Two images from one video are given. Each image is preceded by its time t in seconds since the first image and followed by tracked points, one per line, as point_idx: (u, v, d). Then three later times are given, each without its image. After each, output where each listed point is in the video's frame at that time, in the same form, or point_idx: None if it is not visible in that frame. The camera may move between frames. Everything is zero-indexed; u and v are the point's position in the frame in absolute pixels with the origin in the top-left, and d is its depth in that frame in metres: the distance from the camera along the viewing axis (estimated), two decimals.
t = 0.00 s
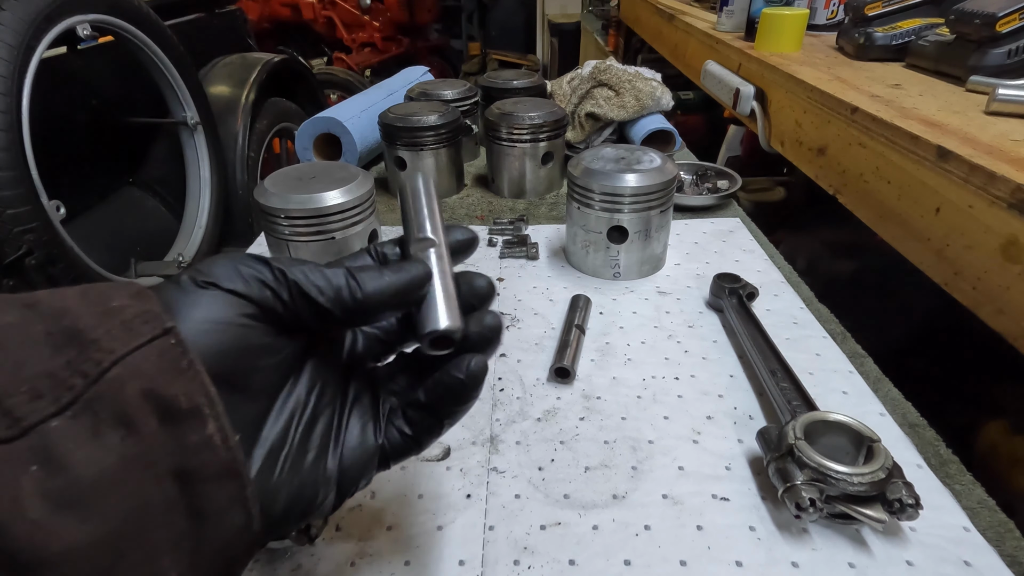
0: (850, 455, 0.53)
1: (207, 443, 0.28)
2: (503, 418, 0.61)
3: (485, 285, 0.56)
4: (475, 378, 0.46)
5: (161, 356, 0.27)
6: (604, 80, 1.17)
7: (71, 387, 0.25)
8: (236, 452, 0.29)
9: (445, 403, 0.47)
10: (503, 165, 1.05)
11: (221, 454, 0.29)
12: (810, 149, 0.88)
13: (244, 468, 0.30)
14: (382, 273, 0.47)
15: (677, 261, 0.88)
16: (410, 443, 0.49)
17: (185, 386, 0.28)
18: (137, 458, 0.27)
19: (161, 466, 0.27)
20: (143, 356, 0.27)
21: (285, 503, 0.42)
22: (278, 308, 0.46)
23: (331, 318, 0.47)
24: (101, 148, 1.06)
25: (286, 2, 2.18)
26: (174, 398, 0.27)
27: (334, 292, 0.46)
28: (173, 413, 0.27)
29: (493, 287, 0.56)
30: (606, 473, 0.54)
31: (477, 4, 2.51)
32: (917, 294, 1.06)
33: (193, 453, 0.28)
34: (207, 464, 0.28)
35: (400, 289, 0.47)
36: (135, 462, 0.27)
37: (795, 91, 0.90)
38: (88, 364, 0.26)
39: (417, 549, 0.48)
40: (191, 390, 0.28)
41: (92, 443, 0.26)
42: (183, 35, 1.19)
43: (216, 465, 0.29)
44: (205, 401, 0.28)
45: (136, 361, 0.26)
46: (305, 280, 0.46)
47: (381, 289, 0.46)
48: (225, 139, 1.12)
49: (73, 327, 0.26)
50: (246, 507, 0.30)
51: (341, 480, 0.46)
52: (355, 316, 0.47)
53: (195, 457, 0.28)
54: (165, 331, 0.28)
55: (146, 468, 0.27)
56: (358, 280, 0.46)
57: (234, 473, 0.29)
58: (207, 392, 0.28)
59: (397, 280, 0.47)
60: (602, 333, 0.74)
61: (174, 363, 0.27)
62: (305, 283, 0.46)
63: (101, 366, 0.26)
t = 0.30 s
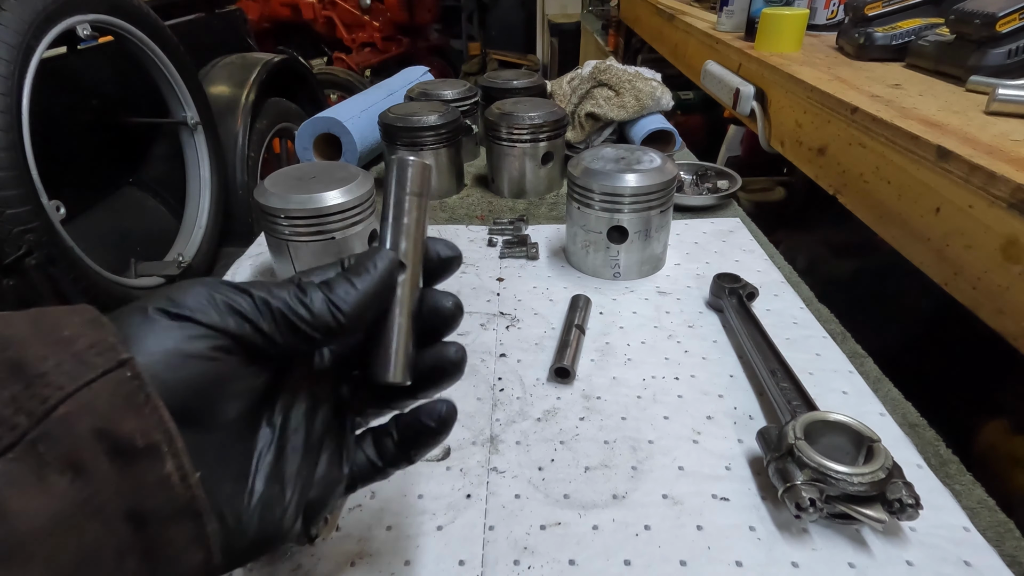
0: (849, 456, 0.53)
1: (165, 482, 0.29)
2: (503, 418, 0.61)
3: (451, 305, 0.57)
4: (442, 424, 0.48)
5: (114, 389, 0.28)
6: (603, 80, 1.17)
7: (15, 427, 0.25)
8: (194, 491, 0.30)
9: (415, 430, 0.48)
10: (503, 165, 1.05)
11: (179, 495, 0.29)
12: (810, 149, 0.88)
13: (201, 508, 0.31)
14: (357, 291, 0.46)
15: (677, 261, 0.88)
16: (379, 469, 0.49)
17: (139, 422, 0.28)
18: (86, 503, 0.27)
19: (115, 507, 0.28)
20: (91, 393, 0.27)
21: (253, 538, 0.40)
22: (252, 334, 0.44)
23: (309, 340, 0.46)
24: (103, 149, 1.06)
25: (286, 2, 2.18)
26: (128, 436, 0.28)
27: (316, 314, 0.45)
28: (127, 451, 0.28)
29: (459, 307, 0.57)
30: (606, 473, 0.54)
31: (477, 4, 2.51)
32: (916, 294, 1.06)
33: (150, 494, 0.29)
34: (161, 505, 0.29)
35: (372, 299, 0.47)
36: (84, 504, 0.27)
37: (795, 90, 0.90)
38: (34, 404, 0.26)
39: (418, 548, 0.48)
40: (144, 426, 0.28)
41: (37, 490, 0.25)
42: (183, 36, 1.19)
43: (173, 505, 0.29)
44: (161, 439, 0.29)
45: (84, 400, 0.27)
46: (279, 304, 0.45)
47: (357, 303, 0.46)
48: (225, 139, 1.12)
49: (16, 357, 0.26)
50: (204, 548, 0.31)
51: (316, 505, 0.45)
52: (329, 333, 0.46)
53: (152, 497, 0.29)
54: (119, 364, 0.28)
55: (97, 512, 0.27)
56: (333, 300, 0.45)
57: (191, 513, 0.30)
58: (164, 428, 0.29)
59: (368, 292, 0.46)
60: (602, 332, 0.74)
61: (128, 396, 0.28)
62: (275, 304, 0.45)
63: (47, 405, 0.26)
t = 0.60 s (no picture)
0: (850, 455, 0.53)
1: (179, 476, 0.27)
2: (503, 418, 0.61)
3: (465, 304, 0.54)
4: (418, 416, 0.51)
5: (130, 379, 0.25)
6: (604, 80, 1.17)
7: (25, 412, 0.24)
8: (211, 485, 0.28)
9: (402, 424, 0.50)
10: (503, 165, 1.05)
11: (194, 489, 0.27)
12: (810, 149, 0.88)
13: (217, 503, 0.28)
14: (409, 346, 0.40)
15: (677, 260, 0.88)
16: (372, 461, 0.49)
17: (156, 413, 0.26)
18: (99, 496, 0.26)
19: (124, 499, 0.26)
20: (107, 381, 0.25)
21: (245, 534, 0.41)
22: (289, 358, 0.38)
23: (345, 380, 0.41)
24: (103, 148, 1.06)
25: (286, 2, 2.18)
26: (142, 427, 0.26)
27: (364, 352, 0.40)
28: (140, 444, 0.26)
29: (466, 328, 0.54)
30: (606, 473, 0.54)
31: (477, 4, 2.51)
32: (917, 294, 1.06)
33: (165, 488, 0.27)
34: (178, 498, 0.27)
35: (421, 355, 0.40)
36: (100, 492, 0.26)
37: (795, 90, 0.90)
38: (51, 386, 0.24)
39: (417, 548, 0.48)
40: (158, 417, 0.26)
41: (47, 479, 0.24)
42: (183, 35, 1.19)
43: (187, 500, 0.27)
44: (180, 430, 0.26)
45: (95, 389, 0.25)
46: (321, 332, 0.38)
47: (403, 357, 0.40)
48: (225, 139, 1.12)
49: (30, 338, 0.24)
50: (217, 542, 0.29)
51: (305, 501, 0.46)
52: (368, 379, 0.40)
53: (166, 492, 0.27)
54: (139, 350, 0.26)
55: (107, 506, 0.26)
56: (379, 345, 0.40)
57: (205, 508, 0.28)
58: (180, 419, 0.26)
59: (418, 349, 0.40)
60: (602, 333, 0.74)
61: (146, 386, 0.26)
62: (319, 331, 0.38)
63: (61, 390, 0.24)
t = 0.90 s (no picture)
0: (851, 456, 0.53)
1: (188, 498, 0.27)
2: (503, 418, 0.61)
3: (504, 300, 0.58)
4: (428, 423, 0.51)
5: (134, 400, 0.25)
6: (604, 80, 1.17)
7: (29, 436, 0.23)
8: (219, 505, 0.27)
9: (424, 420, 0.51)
10: (503, 165, 1.05)
11: (203, 511, 0.27)
12: (810, 149, 0.88)
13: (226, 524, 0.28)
14: (409, 328, 0.41)
15: (677, 261, 0.88)
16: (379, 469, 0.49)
17: (162, 435, 0.26)
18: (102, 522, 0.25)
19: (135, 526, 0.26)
20: (109, 402, 0.25)
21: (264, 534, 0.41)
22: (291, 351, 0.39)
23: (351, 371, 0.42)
24: (103, 148, 1.06)
25: (286, 2, 2.18)
26: (146, 447, 0.26)
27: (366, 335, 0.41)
28: (148, 466, 0.26)
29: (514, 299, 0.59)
30: (606, 473, 0.54)
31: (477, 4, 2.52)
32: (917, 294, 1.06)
33: (173, 510, 0.26)
34: (187, 523, 0.27)
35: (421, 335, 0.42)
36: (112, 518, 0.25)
37: (795, 90, 0.90)
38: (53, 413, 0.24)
39: (417, 548, 0.48)
40: (166, 439, 0.26)
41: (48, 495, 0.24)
42: (183, 35, 1.19)
43: (196, 523, 0.27)
44: (186, 450, 0.26)
45: (99, 410, 0.25)
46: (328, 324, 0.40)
47: (405, 336, 0.41)
48: (225, 139, 1.12)
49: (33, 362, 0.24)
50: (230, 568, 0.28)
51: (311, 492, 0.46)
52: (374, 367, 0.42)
53: (175, 514, 0.26)
54: (142, 370, 0.26)
55: (116, 532, 0.25)
56: (380, 330, 0.41)
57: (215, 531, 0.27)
58: (186, 439, 0.27)
59: (421, 332, 0.42)
60: (602, 332, 0.74)
61: (151, 406, 0.26)
62: (320, 325, 0.40)
63: (65, 414, 0.24)
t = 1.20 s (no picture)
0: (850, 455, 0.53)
1: (146, 454, 0.27)
2: (503, 418, 0.61)
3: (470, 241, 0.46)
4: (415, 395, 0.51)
5: (84, 358, 0.26)
6: (604, 80, 1.17)
7: None
8: (182, 463, 0.29)
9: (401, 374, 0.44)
10: (503, 164, 1.05)
11: (163, 466, 0.28)
12: (810, 149, 0.88)
13: (192, 482, 0.29)
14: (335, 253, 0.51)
15: (677, 260, 0.88)
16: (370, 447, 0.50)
17: (111, 393, 0.27)
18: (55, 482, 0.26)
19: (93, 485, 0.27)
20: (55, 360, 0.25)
21: (256, 503, 0.42)
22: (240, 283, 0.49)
23: (300, 298, 0.52)
24: (104, 148, 1.06)
25: (286, 2, 2.18)
26: (94, 405, 0.26)
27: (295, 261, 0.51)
28: (99, 423, 0.26)
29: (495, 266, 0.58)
30: (606, 473, 0.54)
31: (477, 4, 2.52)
32: (917, 293, 1.06)
33: (129, 467, 0.27)
34: (147, 482, 0.28)
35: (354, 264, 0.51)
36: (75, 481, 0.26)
37: (795, 90, 0.90)
38: None
39: (417, 549, 0.48)
40: (118, 396, 0.27)
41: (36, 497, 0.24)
42: (183, 35, 1.19)
43: (158, 478, 0.28)
44: (138, 406, 0.27)
45: (43, 367, 0.25)
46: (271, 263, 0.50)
47: (341, 266, 0.51)
48: (225, 139, 1.12)
49: None
50: (201, 529, 0.29)
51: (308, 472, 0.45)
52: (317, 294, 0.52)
53: (132, 471, 0.27)
54: (87, 330, 0.26)
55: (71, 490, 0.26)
56: (311, 254, 0.51)
57: (183, 491, 0.29)
58: (139, 395, 0.27)
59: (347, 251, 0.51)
60: (602, 333, 0.74)
61: (101, 363, 0.26)
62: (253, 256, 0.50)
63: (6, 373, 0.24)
